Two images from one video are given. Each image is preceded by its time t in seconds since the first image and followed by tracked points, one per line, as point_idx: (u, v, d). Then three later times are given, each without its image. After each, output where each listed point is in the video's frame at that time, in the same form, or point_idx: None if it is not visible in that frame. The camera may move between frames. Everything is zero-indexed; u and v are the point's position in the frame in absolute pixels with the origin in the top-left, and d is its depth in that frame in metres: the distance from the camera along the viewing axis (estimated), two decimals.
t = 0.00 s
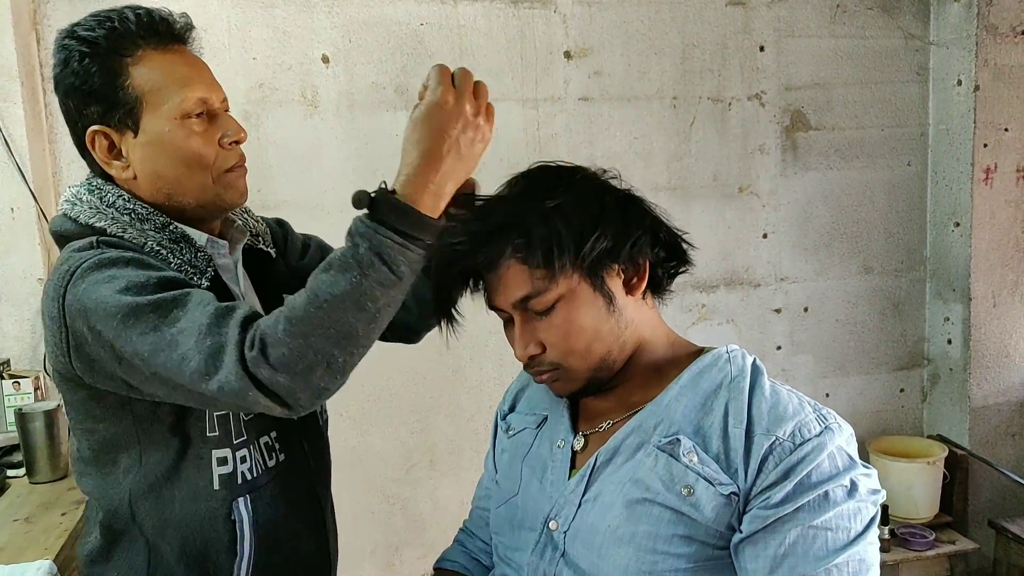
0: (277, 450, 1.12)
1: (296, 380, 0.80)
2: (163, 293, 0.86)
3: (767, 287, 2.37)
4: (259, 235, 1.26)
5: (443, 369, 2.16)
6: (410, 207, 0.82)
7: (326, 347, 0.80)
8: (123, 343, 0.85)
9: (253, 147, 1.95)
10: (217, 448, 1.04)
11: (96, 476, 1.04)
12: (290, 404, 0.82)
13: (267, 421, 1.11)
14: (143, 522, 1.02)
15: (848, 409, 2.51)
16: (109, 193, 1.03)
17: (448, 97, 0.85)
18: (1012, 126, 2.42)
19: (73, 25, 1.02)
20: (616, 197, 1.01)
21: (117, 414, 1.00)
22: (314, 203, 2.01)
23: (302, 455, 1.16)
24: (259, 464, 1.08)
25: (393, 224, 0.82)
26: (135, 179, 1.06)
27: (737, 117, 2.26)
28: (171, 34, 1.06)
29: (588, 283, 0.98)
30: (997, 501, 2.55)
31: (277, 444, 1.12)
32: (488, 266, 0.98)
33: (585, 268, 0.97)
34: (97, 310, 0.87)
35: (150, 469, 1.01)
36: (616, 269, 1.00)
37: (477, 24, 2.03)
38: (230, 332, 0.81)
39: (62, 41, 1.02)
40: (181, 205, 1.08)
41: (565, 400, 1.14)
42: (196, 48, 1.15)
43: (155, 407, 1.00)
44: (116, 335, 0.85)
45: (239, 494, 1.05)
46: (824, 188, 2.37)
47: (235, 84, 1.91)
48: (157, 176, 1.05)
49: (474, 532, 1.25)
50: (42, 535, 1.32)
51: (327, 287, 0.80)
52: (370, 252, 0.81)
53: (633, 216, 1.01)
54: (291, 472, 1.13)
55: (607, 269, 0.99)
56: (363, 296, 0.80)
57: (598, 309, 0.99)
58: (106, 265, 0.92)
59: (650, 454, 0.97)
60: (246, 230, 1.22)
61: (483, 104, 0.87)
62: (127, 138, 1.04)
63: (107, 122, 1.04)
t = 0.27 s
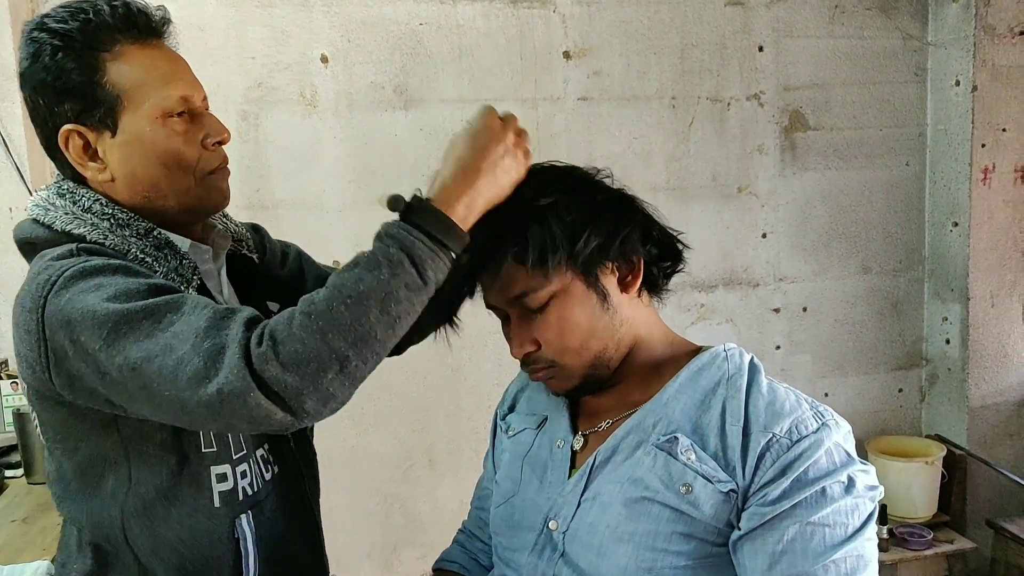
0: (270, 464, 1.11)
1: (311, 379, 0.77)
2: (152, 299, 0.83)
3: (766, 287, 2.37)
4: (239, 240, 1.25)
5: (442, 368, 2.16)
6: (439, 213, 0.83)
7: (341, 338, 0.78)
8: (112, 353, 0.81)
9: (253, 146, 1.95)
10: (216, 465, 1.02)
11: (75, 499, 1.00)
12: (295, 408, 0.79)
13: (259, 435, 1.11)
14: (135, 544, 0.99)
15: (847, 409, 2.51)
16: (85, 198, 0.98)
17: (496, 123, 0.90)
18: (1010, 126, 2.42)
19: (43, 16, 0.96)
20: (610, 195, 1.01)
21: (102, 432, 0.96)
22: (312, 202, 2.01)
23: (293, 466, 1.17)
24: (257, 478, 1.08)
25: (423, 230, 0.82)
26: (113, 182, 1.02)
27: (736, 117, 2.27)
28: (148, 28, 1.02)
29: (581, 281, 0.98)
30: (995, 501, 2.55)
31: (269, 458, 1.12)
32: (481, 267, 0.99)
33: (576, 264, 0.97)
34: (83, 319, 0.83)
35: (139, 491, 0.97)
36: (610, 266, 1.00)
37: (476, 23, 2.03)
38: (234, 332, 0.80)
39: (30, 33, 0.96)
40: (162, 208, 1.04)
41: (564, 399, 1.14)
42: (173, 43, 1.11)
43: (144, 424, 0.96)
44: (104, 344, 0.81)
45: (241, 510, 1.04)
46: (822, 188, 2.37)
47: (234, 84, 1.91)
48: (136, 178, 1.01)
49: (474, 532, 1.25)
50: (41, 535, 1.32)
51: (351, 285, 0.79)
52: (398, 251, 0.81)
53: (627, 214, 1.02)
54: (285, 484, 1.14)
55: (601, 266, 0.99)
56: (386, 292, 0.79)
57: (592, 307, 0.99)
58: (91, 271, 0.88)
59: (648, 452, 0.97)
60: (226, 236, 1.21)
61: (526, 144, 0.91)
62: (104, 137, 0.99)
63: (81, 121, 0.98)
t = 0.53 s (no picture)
0: (269, 474, 1.12)
1: (355, 402, 0.79)
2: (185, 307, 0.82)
3: (765, 290, 2.38)
4: (236, 245, 1.25)
5: (442, 371, 2.17)
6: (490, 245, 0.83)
7: (389, 365, 0.79)
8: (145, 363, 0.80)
9: (253, 149, 1.96)
10: (227, 474, 1.02)
11: (79, 514, 0.96)
12: (340, 427, 0.81)
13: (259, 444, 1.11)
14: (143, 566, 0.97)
15: (846, 411, 2.52)
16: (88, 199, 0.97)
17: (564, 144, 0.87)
18: (1008, 129, 2.42)
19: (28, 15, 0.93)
20: (618, 201, 1.01)
21: (109, 445, 0.94)
22: (311, 204, 2.01)
23: (287, 474, 1.17)
24: (262, 488, 1.08)
25: (483, 271, 0.82)
26: (112, 184, 1.00)
27: (735, 120, 2.27)
28: (136, 23, 0.99)
29: (587, 287, 0.98)
30: (994, 503, 2.56)
31: (268, 468, 1.12)
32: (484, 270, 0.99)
33: (584, 272, 0.97)
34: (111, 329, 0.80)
35: (147, 506, 0.95)
36: (616, 272, 1.00)
37: (474, 26, 2.03)
38: (281, 349, 0.80)
39: (15, 34, 0.94)
40: (164, 208, 1.03)
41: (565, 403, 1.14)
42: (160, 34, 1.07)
43: (151, 438, 0.95)
44: (137, 355, 0.80)
45: (249, 520, 1.05)
46: (821, 191, 2.38)
47: (234, 87, 1.91)
48: (135, 180, 0.99)
49: (471, 534, 1.25)
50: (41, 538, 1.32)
51: (405, 315, 0.79)
52: (455, 288, 0.81)
53: (634, 219, 1.02)
54: (282, 493, 1.14)
55: (607, 272, 0.99)
56: (439, 328, 0.80)
57: (597, 312, 1.00)
58: (111, 276, 0.85)
59: (648, 458, 0.97)
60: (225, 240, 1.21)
61: (592, 172, 0.89)
62: (100, 140, 0.97)
63: (75, 123, 0.96)
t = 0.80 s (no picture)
0: (252, 483, 1.12)
1: (355, 409, 0.80)
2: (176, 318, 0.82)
3: (765, 293, 2.38)
4: (221, 249, 1.27)
5: (441, 374, 2.16)
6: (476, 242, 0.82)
7: (387, 368, 0.79)
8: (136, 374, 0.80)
9: (253, 151, 1.96)
10: (211, 486, 1.02)
11: (59, 525, 0.96)
12: (341, 431, 0.81)
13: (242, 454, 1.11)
14: None
15: (846, 414, 2.52)
16: (74, 204, 0.96)
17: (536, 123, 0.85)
18: (1008, 132, 2.43)
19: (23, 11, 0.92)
20: (632, 205, 1.01)
21: (94, 455, 0.95)
22: (311, 208, 2.02)
23: (271, 483, 1.17)
24: (245, 500, 1.08)
25: (469, 264, 0.82)
26: (100, 188, 0.99)
27: (735, 123, 2.27)
28: (134, 23, 0.98)
29: (599, 288, 0.99)
30: (994, 507, 2.56)
31: (251, 478, 1.12)
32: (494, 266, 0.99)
33: (596, 273, 0.98)
34: (102, 340, 0.80)
35: (133, 517, 0.96)
36: (627, 275, 1.00)
37: (475, 30, 2.04)
38: (276, 359, 0.80)
39: (8, 29, 0.92)
40: (156, 215, 1.03)
41: (564, 404, 1.14)
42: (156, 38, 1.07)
43: (137, 447, 0.96)
44: (132, 365, 0.80)
45: (232, 533, 1.05)
46: (821, 194, 2.38)
47: (235, 90, 1.92)
48: (126, 185, 0.99)
49: (471, 535, 1.25)
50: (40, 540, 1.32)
51: (399, 322, 0.79)
52: (445, 286, 0.81)
53: (647, 224, 1.02)
54: (266, 503, 1.14)
55: (618, 275, 0.99)
56: (433, 329, 0.80)
57: (607, 314, 1.00)
58: (101, 285, 0.84)
59: (648, 460, 0.97)
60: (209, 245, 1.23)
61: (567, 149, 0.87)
62: (92, 142, 0.96)
63: (66, 124, 0.95)
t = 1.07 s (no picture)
0: (245, 489, 1.17)
1: (334, 409, 0.81)
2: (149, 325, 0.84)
3: (765, 295, 2.38)
4: (212, 252, 1.32)
5: (442, 375, 2.17)
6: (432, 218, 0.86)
7: (360, 366, 0.81)
8: (110, 385, 0.82)
9: (254, 153, 1.96)
10: (197, 496, 1.06)
11: (44, 535, 1.01)
12: (319, 435, 0.82)
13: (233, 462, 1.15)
14: None
15: (845, 417, 2.52)
16: (53, 211, 1.00)
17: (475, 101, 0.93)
18: (1008, 136, 2.43)
19: None
20: (631, 209, 1.02)
21: (75, 467, 0.98)
22: (314, 208, 2.02)
23: (266, 488, 1.23)
24: (237, 506, 1.13)
25: (424, 243, 0.85)
26: (79, 192, 1.03)
27: (735, 126, 2.28)
28: (112, 26, 1.02)
29: (594, 289, 0.99)
30: (994, 510, 2.56)
31: (244, 485, 1.17)
32: (494, 265, 1.00)
33: (591, 275, 0.98)
34: (76, 350, 0.82)
35: (117, 528, 1.01)
36: (622, 277, 1.01)
37: (476, 33, 2.04)
38: (250, 362, 0.81)
39: None
40: (136, 219, 1.07)
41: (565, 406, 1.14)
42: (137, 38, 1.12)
43: (119, 458, 1.00)
44: (103, 377, 0.82)
45: (221, 541, 1.09)
46: (821, 197, 2.39)
47: (236, 92, 1.92)
48: (104, 187, 1.03)
49: (473, 539, 1.25)
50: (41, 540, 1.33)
51: (368, 314, 0.81)
52: (404, 269, 0.84)
53: (646, 228, 1.02)
54: (260, 510, 1.19)
55: (613, 277, 1.00)
56: (400, 314, 0.82)
57: (602, 316, 1.00)
58: (75, 296, 0.87)
59: (648, 459, 0.97)
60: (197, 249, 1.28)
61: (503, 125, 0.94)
62: (69, 146, 1.01)
63: (41, 128, 0.99)
